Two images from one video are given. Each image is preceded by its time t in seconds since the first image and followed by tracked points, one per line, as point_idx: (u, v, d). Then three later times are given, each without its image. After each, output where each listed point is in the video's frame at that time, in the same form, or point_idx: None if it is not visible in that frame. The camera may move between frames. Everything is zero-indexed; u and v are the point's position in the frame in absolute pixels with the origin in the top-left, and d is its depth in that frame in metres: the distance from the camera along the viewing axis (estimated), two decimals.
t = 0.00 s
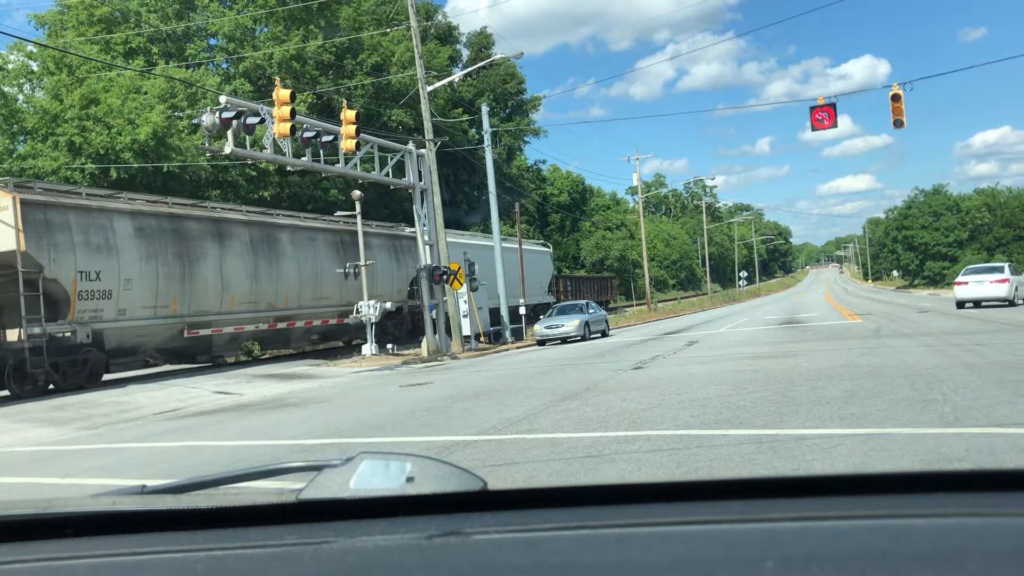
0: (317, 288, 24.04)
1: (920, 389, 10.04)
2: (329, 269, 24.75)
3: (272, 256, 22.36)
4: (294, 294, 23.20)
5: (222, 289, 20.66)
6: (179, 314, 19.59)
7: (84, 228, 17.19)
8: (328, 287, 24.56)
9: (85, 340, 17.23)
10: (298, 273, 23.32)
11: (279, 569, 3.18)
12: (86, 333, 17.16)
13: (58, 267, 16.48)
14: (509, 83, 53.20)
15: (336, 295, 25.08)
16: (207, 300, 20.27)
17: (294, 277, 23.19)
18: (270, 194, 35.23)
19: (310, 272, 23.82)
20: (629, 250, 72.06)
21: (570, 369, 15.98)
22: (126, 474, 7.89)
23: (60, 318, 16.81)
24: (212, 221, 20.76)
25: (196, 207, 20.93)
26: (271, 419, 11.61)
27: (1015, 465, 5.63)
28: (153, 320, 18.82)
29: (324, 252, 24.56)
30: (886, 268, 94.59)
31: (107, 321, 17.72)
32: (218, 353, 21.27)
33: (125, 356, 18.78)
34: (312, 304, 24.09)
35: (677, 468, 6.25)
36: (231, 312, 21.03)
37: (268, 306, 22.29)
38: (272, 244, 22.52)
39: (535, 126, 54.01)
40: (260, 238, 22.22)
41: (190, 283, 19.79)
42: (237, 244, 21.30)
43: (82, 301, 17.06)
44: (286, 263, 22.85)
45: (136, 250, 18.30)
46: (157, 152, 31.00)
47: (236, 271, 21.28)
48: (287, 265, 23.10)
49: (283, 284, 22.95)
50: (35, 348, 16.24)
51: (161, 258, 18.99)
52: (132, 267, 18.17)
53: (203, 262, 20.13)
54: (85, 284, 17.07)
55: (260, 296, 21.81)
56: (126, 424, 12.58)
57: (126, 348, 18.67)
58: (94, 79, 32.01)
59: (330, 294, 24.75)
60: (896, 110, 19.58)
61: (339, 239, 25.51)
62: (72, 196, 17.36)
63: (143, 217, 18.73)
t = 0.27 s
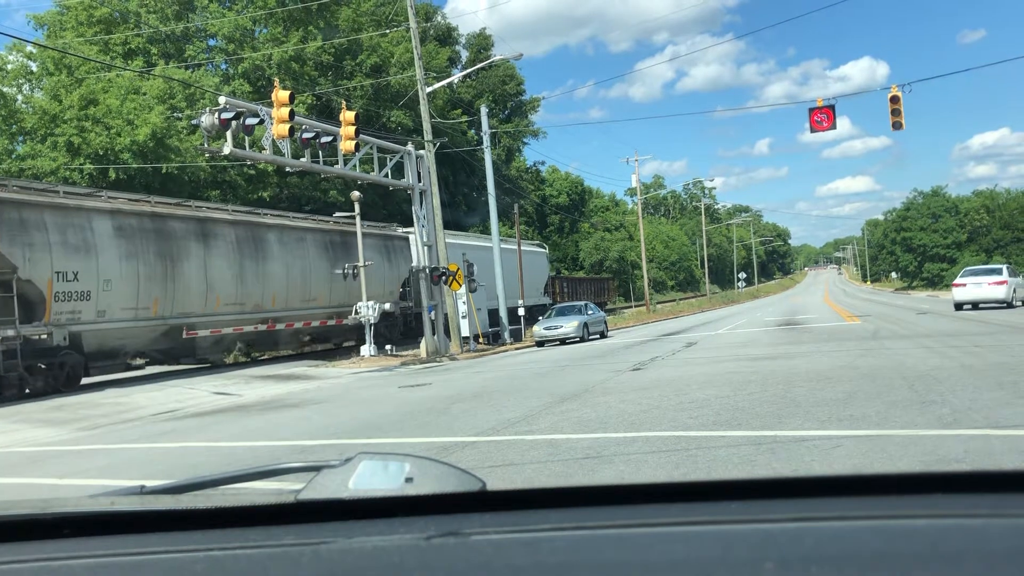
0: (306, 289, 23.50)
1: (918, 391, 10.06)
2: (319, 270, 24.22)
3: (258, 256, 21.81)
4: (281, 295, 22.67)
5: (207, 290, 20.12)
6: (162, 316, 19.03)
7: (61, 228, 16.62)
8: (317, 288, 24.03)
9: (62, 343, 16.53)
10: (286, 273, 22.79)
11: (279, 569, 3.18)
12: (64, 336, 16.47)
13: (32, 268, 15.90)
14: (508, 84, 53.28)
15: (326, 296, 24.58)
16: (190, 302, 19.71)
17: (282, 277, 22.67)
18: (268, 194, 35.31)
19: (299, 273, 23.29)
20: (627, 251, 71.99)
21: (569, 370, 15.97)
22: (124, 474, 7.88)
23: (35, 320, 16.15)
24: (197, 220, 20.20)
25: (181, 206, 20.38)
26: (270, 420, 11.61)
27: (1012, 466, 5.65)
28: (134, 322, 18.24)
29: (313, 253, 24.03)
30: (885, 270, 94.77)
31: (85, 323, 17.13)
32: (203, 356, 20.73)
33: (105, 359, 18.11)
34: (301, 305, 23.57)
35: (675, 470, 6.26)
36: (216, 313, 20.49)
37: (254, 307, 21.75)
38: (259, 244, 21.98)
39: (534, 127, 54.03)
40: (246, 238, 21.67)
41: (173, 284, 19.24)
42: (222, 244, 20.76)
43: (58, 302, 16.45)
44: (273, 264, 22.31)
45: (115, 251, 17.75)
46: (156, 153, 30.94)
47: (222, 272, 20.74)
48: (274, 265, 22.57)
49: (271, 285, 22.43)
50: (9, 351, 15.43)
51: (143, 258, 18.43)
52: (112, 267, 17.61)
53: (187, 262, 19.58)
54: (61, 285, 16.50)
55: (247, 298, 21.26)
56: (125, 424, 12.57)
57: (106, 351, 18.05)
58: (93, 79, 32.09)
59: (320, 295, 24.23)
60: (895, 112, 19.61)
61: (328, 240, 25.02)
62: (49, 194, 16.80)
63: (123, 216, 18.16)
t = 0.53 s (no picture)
0: (294, 289, 23.06)
1: (917, 392, 10.06)
2: (309, 270, 23.79)
3: (246, 256, 21.37)
4: (270, 296, 22.25)
5: (193, 290, 19.68)
6: (146, 317, 18.59)
7: (40, 227, 16.12)
8: (307, 288, 23.62)
9: (40, 345, 16.06)
10: (274, 274, 22.37)
11: (279, 569, 3.18)
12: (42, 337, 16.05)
13: (9, 268, 15.41)
14: (508, 85, 53.33)
15: (316, 297, 24.17)
16: (175, 303, 19.24)
17: (270, 278, 22.24)
18: (267, 194, 35.28)
19: (288, 273, 22.86)
20: (626, 252, 72.00)
21: (568, 371, 15.96)
22: (123, 474, 7.88)
23: (13, 321, 15.76)
24: (183, 219, 19.74)
25: (166, 205, 19.91)
26: (269, 420, 11.61)
27: (1010, 468, 5.65)
28: (117, 324, 17.81)
29: (303, 253, 23.60)
30: (884, 271, 94.87)
31: (65, 325, 16.67)
32: (190, 358, 20.35)
33: (87, 361, 17.74)
34: (289, 306, 23.15)
35: (674, 470, 6.26)
36: (203, 315, 20.06)
37: (242, 308, 21.33)
38: (247, 244, 21.52)
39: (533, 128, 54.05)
40: (234, 237, 21.22)
41: (157, 285, 18.77)
42: (209, 244, 20.31)
43: (36, 303, 15.98)
44: (261, 264, 21.85)
45: (97, 251, 17.26)
46: (155, 154, 30.93)
47: (208, 272, 20.27)
48: (262, 265, 22.14)
49: (259, 285, 22.00)
50: None
51: (127, 258, 17.97)
52: (94, 268, 17.13)
53: (172, 262, 19.12)
54: (40, 285, 16.02)
55: (234, 299, 20.83)
56: (124, 424, 12.57)
57: (88, 352, 17.64)
58: (93, 80, 32.07)
59: (310, 295, 23.82)
60: (894, 113, 19.63)
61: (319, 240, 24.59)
62: (28, 192, 16.30)
63: (105, 215, 17.66)
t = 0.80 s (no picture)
0: (281, 290, 22.37)
1: (916, 393, 10.06)
2: (296, 270, 23.08)
3: (230, 256, 20.66)
4: (255, 297, 21.54)
5: (173, 291, 18.97)
6: (124, 319, 17.88)
7: (12, 225, 15.40)
8: (294, 289, 22.90)
9: (13, 347, 15.41)
10: (260, 274, 21.64)
11: (278, 569, 3.18)
12: (14, 339, 15.38)
13: None
14: (507, 85, 53.33)
15: (304, 298, 23.45)
16: (155, 304, 18.56)
17: (256, 278, 21.53)
18: (266, 194, 35.24)
19: (274, 274, 22.13)
20: (625, 252, 72.03)
21: (567, 371, 15.95)
22: (122, 474, 7.87)
23: None
24: (164, 218, 19.03)
25: (145, 203, 19.18)
26: (267, 421, 11.60)
27: (1008, 469, 5.65)
28: (93, 325, 17.10)
29: (290, 253, 22.87)
30: (882, 271, 95.33)
31: (39, 326, 15.95)
32: (170, 360, 19.68)
33: (62, 364, 17.06)
34: (275, 307, 22.45)
35: (672, 470, 6.27)
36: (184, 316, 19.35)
37: (225, 309, 20.62)
38: (231, 243, 20.83)
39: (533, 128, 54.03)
40: (217, 237, 20.53)
41: (137, 286, 18.07)
42: (191, 243, 19.60)
43: (8, 304, 15.26)
44: (246, 264, 21.16)
45: (73, 250, 16.56)
46: (155, 154, 30.91)
47: (191, 272, 19.60)
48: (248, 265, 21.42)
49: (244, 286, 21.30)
50: None
51: (103, 258, 17.24)
52: (69, 268, 16.42)
53: (152, 262, 18.43)
54: (12, 286, 15.28)
55: (217, 300, 20.12)
56: (123, 425, 12.56)
57: (63, 354, 16.94)
58: (92, 80, 32.02)
59: (297, 296, 23.11)
60: (893, 114, 19.63)
61: (307, 239, 23.85)
62: None
63: (81, 213, 16.96)
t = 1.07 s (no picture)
0: (267, 290, 22.05)
1: (916, 392, 10.06)
2: (284, 270, 22.74)
3: (215, 255, 20.32)
4: (241, 297, 21.20)
5: (156, 291, 18.63)
6: (105, 320, 17.52)
7: None
8: (282, 289, 22.57)
9: None
10: (246, 274, 21.31)
11: (277, 569, 3.18)
12: None
13: None
14: (507, 85, 53.31)
15: (292, 298, 23.12)
16: (137, 305, 18.19)
17: (241, 278, 21.20)
18: (265, 194, 35.21)
19: (260, 274, 21.80)
20: (625, 252, 72.02)
21: (567, 371, 15.95)
22: (121, 474, 7.87)
23: None
24: (146, 216, 18.69)
25: (127, 201, 18.83)
26: (266, 420, 11.60)
27: (1007, 468, 5.66)
28: (72, 327, 16.73)
29: (277, 252, 22.54)
30: (881, 271, 95.36)
31: (15, 327, 15.60)
32: (154, 362, 19.32)
33: (39, 366, 16.62)
34: (262, 308, 22.11)
35: (672, 470, 6.27)
36: (167, 317, 19.00)
37: (210, 310, 20.28)
38: (216, 242, 20.49)
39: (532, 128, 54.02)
40: (201, 236, 20.19)
41: (118, 286, 17.72)
42: (174, 242, 19.26)
43: None
44: (231, 263, 20.82)
45: (50, 250, 16.23)
46: (155, 154, 30.92)
47: (174, 272, 19.25)
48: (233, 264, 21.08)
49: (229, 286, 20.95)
50: None
51: (82, 257, 16.90)
52: (45, 268, 16.09)
53: (133, 262, 18.08)
54: None
55: (201, 300, 19.78)
56: (122, 425, 12.55)
57: (41, 356, 16.52)
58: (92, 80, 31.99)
59: (285, 296, 22.78)
60: (892, 113, 19.64)
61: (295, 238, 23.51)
62: None
63: (59, 211, 16.61)
